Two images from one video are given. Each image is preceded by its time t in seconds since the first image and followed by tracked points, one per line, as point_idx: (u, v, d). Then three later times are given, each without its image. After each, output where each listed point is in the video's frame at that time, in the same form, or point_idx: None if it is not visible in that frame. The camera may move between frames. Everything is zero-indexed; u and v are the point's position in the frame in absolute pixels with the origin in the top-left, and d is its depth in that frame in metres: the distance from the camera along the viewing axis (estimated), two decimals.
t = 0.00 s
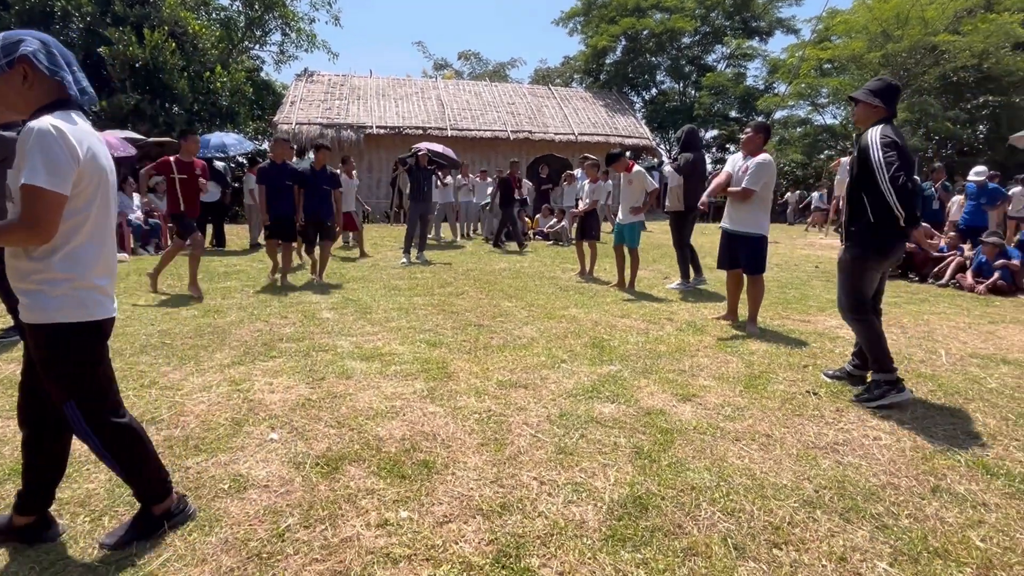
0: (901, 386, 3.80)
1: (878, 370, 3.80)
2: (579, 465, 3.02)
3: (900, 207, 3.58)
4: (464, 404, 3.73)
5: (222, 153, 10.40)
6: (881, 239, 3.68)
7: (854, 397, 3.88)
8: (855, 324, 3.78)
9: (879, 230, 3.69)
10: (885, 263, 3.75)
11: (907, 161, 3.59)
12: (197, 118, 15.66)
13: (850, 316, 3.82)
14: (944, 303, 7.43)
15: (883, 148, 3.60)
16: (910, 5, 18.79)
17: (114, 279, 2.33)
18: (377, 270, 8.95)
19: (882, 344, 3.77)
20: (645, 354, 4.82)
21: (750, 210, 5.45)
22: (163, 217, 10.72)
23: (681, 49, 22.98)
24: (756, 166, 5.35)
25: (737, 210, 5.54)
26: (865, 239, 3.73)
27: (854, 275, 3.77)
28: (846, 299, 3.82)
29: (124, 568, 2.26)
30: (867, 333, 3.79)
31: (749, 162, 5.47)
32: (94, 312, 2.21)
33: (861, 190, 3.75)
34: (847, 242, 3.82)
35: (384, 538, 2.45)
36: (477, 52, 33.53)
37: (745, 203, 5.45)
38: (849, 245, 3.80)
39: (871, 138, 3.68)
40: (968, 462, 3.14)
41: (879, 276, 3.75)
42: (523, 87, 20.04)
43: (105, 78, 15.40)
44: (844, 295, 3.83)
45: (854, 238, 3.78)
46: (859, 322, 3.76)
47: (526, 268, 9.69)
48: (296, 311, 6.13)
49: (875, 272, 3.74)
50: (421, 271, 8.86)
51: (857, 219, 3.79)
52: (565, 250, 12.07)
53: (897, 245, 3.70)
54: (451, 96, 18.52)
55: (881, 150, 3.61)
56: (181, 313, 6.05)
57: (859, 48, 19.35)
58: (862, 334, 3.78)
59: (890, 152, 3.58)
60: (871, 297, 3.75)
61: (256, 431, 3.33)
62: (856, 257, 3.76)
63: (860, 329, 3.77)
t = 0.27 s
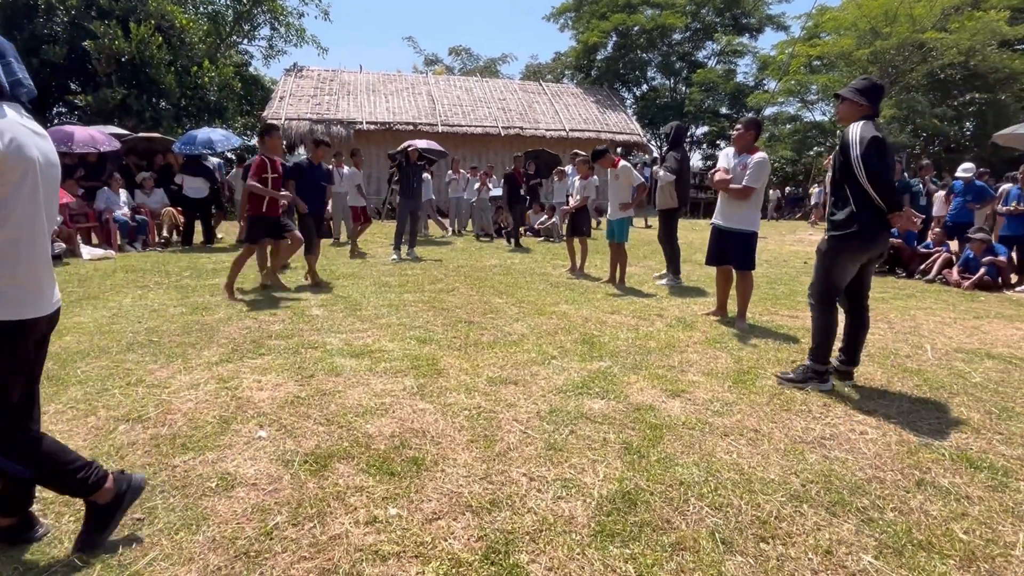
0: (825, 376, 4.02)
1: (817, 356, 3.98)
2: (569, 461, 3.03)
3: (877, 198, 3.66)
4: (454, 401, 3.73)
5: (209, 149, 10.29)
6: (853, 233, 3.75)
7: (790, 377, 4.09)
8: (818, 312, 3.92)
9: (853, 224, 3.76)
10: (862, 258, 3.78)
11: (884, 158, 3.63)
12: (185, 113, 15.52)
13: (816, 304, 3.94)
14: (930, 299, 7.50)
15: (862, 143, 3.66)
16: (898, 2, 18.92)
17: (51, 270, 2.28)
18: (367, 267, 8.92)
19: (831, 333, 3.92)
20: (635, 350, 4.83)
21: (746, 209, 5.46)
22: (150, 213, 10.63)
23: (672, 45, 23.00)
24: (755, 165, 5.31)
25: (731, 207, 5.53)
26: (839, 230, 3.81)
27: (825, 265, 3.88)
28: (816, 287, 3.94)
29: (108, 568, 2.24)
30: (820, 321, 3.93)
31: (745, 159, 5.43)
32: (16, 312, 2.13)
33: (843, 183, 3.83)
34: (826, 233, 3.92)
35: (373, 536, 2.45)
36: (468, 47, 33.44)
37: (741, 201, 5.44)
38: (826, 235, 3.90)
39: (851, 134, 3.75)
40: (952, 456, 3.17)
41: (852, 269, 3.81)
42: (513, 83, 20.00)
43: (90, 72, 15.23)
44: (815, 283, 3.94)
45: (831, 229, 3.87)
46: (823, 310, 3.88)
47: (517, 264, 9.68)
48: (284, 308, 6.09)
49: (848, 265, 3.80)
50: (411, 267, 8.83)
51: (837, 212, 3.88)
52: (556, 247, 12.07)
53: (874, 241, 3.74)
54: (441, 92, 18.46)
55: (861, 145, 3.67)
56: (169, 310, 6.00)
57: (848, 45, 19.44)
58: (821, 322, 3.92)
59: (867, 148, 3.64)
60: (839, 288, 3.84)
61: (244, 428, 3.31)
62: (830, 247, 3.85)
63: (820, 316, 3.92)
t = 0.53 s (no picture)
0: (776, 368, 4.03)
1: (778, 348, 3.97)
2: (562, 459, 3.03)
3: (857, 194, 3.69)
4: (446, 400, 3.72)
5: (199, 148, 10.20)
6: (833, 228, 3.77)
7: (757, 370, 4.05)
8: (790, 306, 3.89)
9: (834, 219, 3.78)
10: (843, 255, 3.80)
11: (867, 155, 3.66)
12: (175, 111, 15.42)
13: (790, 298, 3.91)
14: (920, 296, 7.55)
15: (845, 139, 3.69)
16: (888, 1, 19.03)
17: (15, 268, 2.37)
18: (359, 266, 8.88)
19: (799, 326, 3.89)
20: (628, 348, 4.84)
21: (749, 206, 5.49)
22: (139, 213, 10.56)
23: (664, 44, 23.03)
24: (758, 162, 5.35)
25: (732, 205, 5.55)
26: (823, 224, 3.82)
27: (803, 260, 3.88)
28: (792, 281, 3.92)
29: (97, 569, 2.23)
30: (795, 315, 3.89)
31: (746, 158, 5.44)
32: None
33: (826, 180, 3.87)
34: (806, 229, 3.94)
35: (365, 535, 2.44)
36: (460, 46, 33.38)
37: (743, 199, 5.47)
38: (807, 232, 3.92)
39: (834, 131, 3.78)
40: (942, 451, 3.19)
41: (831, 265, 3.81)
42: (506, 82, 19.98)
43: (78, 70, 15.10)
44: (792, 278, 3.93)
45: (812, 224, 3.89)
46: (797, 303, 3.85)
47: (509, 263, 9.67)
48: (276, 308, 6.07)
49: (826, 261, 3.81)
50: (404, 266, 8.81)
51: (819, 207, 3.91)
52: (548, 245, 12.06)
53: (855, 237, 3.76)
54: (434, 91, 18.42)
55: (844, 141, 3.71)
56: (159, 310, 5.96)
57: (838, 44, 19.53)
58: (792, 315, 3.88)
59: (850, 145, 3.67)
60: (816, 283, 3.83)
61: (235, 429, 3.29)
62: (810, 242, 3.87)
63: (790, 310, 3.87)
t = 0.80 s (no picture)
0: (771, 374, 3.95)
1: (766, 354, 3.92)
2: (558, 460, 3.03)
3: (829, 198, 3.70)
4: (443, 401, 3.72)
5: (195, 151, 10.15)
6: (811, 233, 3.79)
7: (739, 378, 3.92)
8: (778, 314, 3.89)
9: (812, 224, 3.80)
10: (822, 258, 3.82)
11: (842, 159, 3.66)
12: (168, 114, 15.38)
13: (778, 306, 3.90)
14: (913, 294, 7.58)
15: (820, 143, 3.69)
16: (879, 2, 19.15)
17: None
18: (354, 268, 8.87)
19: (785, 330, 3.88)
20: (623, 348, 4.85)
21: (747, 206, 5.51)
22: (133, 216, 10.52)
23: (658, 45, 23.10)
24: (754, 162, 5.36)
25: (730, 207, 5.58)
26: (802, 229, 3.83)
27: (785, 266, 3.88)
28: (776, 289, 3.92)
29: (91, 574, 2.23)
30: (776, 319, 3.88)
31: (743, 158, 5.47)
32: None
33: (801, 185, 3.88)
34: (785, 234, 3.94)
35: (362, 537, 2.43)
36: (455, 47, 33.41)
37: (739, 200, 5.50)
38: (785, 237, 3.92)
39: (810, 135, 3.77)
40: (936, 448, 3.21)
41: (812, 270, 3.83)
42: (500, 83, 19.99)
43: (71, 73, 15.04)
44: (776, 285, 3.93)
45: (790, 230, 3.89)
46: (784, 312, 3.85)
47: (505, 264, 9.67)
48: (270, 310, 6.05)
49: (807, 265, 3.82)
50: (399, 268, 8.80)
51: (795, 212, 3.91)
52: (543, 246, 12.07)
53: (832, 240, 3.79)
54: (428, 92, 18.42)
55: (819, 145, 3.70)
56: (153, 314, 5.94)
57: (830, 45, 19.64)
58: (781, 323, 3.87)
59: (825, 149, 3.66)
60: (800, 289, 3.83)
61: (230, 432, 3.28)
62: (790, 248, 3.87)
63: (780, 319, 3.87)
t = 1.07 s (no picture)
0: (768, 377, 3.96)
1: (761, 361, 3.89)
2: (557, 462, 3.03)
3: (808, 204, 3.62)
4: (441, 404, 3.71)
5: (195, 155, 10.14)
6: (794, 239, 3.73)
7: (736, 386, 3.93)
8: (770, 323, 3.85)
9: (794, 229, 3.74)
10: (802, 260, 3.82)
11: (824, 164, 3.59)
12: (164, 119, 15.37)
13: (768, 314, 3.87)
14: (910, 294, 7.59)
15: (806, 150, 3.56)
16: (873, 4, 19.23)
17: None
18: (352, 271, 8.85)
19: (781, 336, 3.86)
20: (621, 350, 4.85)
21: (746, 208, 5.52)
22: (130, 221, 10.51)
23: (654, 48, 23.16)
24: (751, 165, 5.37)
25: (730, 209, 5.60)
26: (784, 234, 3.75)
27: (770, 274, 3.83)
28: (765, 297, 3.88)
29: None
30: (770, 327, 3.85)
31: (740, 160, 5.49)
32: None
33: (778, 188, 3.76)
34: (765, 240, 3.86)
35: (362, 541, 2.43)
36: (451, 51, 33.46)
37: (738, 202, 5.52)
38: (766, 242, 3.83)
39: (794, 139, 3.62)
40: (934, 447, 3.22)
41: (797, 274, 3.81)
42: (497, 87, 20.02)
43: (66, 79, 15.02)
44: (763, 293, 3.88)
45: (771, 236, 3.81)
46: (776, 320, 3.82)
47: (503, 267, 9.66)
48: (268, 315, 6.04)
49: (792, 270, 3.79)
50: (397, 272, 8.80)
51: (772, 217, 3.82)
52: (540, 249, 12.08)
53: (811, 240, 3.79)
54: (425, 96, 18.44)
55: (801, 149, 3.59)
56: (150, 319, 5.92)
57: (825, 47, 19.73)
58: (775, 331, 3.84)
59: (812, 155, 3.55)
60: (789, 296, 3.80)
61: (228, 437, 3.27)
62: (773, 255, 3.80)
63: (773, 328, 3.84)
